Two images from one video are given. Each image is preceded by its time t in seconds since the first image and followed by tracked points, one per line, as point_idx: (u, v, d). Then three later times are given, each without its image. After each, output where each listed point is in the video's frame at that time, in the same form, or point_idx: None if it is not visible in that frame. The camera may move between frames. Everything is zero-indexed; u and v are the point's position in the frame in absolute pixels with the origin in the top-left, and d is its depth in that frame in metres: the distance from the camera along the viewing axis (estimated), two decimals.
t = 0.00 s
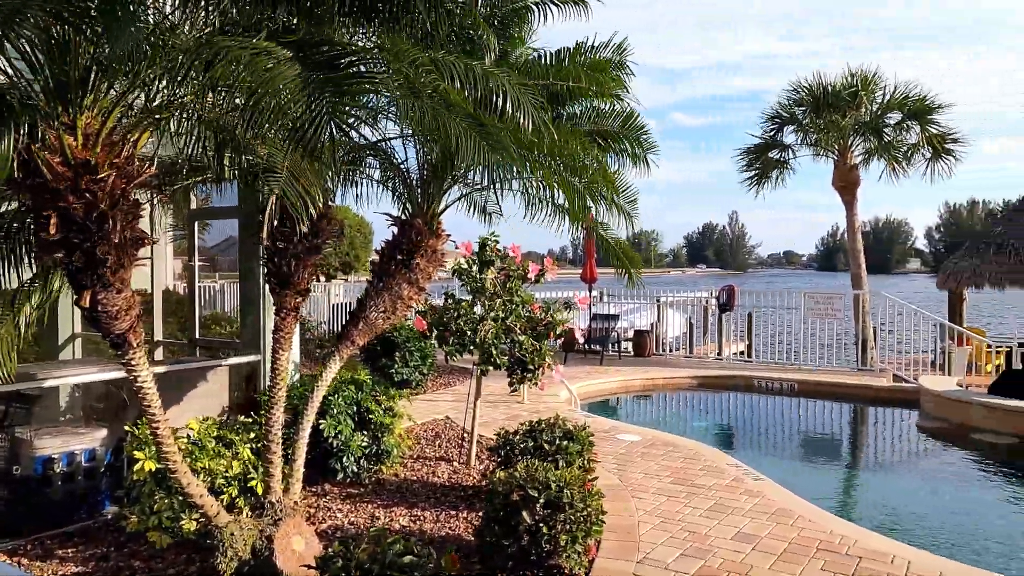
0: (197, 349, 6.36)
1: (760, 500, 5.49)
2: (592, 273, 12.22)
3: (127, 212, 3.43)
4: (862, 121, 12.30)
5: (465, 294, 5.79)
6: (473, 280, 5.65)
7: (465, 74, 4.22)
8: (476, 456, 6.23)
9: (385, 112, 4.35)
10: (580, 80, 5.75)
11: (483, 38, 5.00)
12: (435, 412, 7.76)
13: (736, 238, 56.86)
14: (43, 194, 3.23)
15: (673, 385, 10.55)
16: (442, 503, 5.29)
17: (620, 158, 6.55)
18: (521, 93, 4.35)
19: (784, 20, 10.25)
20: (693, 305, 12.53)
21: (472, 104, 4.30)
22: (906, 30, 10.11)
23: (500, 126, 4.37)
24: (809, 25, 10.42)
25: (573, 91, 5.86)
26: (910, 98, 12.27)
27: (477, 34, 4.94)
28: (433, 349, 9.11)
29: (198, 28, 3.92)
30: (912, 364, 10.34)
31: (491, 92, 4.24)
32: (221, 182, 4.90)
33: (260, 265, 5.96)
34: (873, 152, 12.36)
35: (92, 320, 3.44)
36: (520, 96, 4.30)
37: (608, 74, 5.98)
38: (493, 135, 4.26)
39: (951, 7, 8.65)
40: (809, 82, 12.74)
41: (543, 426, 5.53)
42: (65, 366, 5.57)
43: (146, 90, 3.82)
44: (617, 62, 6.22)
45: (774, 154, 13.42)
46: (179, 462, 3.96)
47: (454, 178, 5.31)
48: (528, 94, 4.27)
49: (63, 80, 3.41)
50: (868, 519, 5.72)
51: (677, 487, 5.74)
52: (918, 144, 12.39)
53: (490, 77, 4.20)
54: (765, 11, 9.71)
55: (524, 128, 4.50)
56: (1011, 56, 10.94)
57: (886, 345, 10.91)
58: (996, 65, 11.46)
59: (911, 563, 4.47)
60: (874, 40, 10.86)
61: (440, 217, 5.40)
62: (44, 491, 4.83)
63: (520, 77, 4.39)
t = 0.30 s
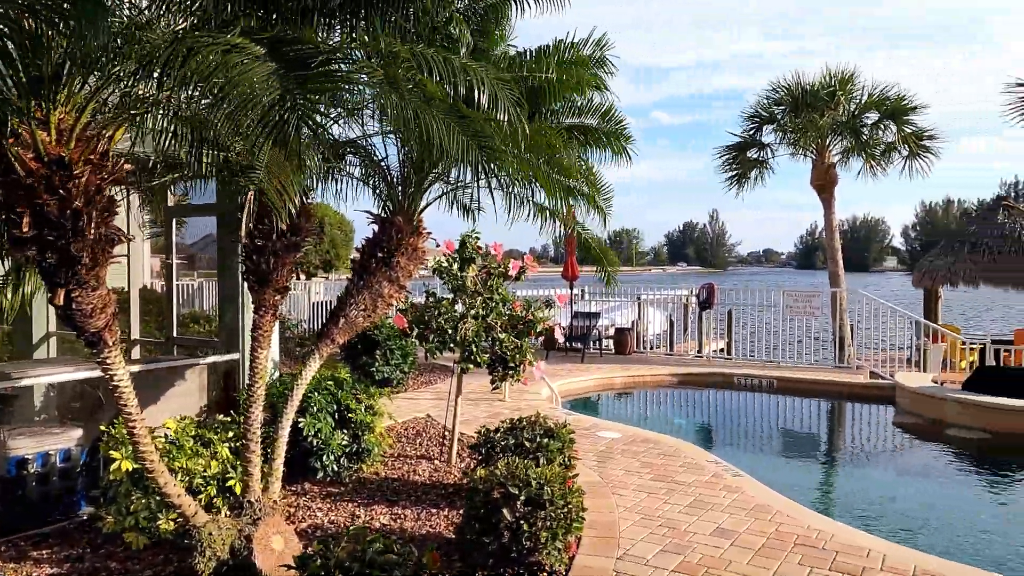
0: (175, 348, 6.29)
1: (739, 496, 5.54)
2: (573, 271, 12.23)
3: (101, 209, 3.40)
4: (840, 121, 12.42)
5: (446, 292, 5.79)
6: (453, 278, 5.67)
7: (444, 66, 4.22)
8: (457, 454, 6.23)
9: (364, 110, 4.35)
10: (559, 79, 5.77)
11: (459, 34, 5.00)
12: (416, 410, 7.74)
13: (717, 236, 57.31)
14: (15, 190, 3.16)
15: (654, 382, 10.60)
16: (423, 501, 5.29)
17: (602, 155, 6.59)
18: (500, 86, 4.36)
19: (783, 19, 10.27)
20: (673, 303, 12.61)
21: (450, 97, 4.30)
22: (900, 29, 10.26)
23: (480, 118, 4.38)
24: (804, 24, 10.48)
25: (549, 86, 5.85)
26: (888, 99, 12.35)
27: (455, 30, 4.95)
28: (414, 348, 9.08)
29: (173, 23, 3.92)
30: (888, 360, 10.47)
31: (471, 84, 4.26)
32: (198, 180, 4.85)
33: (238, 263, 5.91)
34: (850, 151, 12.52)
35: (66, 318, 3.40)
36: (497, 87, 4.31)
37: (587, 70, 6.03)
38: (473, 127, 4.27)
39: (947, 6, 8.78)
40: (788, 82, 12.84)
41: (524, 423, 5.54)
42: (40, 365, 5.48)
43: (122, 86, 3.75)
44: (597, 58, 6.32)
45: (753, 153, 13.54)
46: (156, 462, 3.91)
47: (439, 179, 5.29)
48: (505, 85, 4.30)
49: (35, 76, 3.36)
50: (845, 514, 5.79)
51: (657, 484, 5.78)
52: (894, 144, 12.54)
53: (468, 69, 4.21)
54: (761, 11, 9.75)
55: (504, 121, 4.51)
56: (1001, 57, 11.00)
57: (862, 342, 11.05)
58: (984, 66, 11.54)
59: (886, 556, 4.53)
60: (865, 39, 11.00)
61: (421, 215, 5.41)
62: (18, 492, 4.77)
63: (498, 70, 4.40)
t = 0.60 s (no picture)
0: (150, 346, 6.22)
1: (716, 492, 5.59)
2: (553, 268, 12.25)
3: (73, 205, 3.33)
4: (816, 121, 12.54)
5: (426, 290, 5.77)
6: (432, 276, 5.65)
7: (420, 65, 4.19)
8: (437, 451, 6.22)
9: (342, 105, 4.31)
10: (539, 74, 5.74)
11: (437, 31, 4.99)
12: (396, 408, 7.71)
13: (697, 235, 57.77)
14: None
15: (633, 378, 10.66)
16: (402, 499, 5.27)
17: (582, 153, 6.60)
18: (478, 85, 4.32)
19: (775, 19, 10.39)
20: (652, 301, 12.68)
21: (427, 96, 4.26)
22: (892, 30, 10.36)
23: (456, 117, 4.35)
24: (795, 24, 10.59)
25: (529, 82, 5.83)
26: (862, 97, 12.51)
27: (434, 26, 4.94)
28: (393, 345, 9.05)
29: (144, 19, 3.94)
30: (864, 356, 10.58)
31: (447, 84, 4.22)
32: (173, 177, 4.80)
33: (215, 260, 5.85)
34: (826, 149, 12.64)
35: (37, 316, 3.35)
36: (474, 86, 4.28)
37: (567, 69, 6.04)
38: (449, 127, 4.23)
39: (938, 7, 8.90)
40: (765, 81, 12.94)
41: (503, 421, 5.53)
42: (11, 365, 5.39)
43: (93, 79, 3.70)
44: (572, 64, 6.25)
45: (731, 152, 13.65)
46: (130, 462, 3.86)
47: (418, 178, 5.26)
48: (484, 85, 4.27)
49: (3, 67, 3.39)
50: (822, 508, 5.86)
51: (636, 480, 5.81)
52: (869, 143, 12.65)
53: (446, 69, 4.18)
54: (753, 11, 9.85)
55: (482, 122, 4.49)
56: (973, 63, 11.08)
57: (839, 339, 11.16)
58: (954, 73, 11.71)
59: (860, 550, 4.60)
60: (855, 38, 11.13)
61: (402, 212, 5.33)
62: None
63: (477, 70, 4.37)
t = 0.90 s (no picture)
0: (123, 344, 6.15)
1: (692, 486, 5.64)
2: (531, 265, 12.25)
3: (40, 200, 3.27)
4: (791, 119, 12.66)
5: (403, 286, 5.75)
6: (410, 272, 5.63)
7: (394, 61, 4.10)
8: (414, 449, 6.21)
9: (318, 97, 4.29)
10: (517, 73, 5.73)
11: (415, 33, 4.98)
12: (373, 405, 7.69)
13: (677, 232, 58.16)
14: None
15: (611, 374, 10.71)
16: (379, 497, 5.26)
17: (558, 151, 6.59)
18: (452, 84, 4.29)
19: (776, 19, 10.47)
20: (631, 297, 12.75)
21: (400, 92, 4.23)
22: (892, 29, 10.40)
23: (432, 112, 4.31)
24: (795, 24, 10.66)
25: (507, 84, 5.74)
26: (836, 96, 12.64)
27: (414, 28, 4.94)
28: (371, 342, 9.01)
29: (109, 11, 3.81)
30: (838, 352, 10.73)
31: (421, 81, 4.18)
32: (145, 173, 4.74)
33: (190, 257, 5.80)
34: (800, 148, 12.78)
35: (4, 314, 3.29)
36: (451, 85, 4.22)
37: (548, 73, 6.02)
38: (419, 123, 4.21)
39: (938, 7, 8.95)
40: (742, 79, 13.04)
41: (481, 417, 5.53)
42: None
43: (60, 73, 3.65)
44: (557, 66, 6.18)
45: (708, 150, 13.75)
46: (102, 461, 3.81)
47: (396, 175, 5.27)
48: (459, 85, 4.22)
49: None
50: (797, 502, 5.92)
51: (613, 476, 5.84)
52: (843, 141, 12.79)
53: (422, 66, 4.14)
54: (752, 11, 9.94)
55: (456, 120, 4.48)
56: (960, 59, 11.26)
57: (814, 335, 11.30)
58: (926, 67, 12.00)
59: (833, 542, 4.66)
60: (855, 38, 11.17)
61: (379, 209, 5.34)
62: None
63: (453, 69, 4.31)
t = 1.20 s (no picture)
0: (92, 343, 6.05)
1: (667, 482, 5.68)
2: (508, 262, 12.23)
3: (4, 196, 3.22)
4: (766, 117, 12.78)
5: (379, 284, 5.73)
6: (385, 270, 5.60)
7: (368, 64, 4.07)
8: (390, 447, 6.19)
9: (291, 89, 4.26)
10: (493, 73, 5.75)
11: (390, 28, 4.97)
12: (349, 404, 7.65)
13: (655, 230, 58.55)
14: None
15: (588, 371, 10.75)
16: (355, 495, 5.24)
17: (532, 147, 6.57)
18: (426, 87, 4.28)
19: (778, 19, 10.38)
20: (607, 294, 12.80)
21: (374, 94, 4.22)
22: (892, 30, 10.40)
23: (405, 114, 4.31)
24: (795, 24, 10.55)
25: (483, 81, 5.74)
26: (809, 96, 12.79)
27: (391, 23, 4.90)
28: (347, 341, 8.96)
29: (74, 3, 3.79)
30: (811, 348, 10.86)
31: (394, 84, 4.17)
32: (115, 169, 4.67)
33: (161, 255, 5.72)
34: (775, 147, 12.92)
35: None
36: (424, 89, 4.21)
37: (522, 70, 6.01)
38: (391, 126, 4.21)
39: (940, 7, 8.98)
40: (717, 78, 13.14)
41: (456, 415, 5.53)
42: None
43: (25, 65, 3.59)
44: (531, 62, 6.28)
45: (683, 148, 13.84)
46: (71, 461, 3.75)
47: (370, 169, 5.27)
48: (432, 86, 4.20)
49: None
50: (770, 497, 5.99)
51: (589, 472, 5.86)
52: (816, 140, 12.95)
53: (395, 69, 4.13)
54: (752, 11, 9.89)
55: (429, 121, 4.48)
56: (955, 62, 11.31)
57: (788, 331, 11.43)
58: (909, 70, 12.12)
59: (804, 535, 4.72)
60: (855, 38, 11.13)
61: (352, 205, 5.34)
62: None
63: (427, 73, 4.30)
